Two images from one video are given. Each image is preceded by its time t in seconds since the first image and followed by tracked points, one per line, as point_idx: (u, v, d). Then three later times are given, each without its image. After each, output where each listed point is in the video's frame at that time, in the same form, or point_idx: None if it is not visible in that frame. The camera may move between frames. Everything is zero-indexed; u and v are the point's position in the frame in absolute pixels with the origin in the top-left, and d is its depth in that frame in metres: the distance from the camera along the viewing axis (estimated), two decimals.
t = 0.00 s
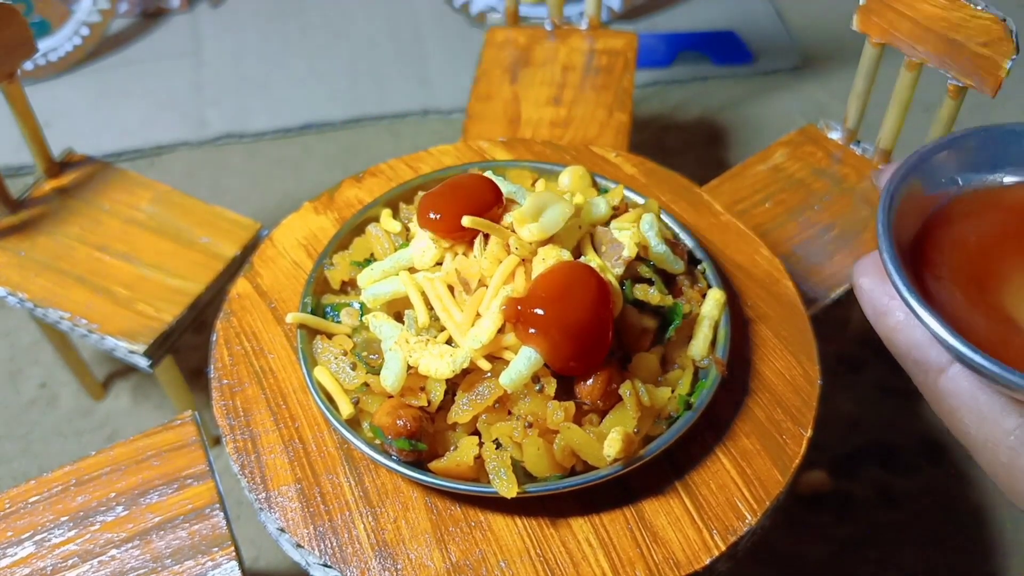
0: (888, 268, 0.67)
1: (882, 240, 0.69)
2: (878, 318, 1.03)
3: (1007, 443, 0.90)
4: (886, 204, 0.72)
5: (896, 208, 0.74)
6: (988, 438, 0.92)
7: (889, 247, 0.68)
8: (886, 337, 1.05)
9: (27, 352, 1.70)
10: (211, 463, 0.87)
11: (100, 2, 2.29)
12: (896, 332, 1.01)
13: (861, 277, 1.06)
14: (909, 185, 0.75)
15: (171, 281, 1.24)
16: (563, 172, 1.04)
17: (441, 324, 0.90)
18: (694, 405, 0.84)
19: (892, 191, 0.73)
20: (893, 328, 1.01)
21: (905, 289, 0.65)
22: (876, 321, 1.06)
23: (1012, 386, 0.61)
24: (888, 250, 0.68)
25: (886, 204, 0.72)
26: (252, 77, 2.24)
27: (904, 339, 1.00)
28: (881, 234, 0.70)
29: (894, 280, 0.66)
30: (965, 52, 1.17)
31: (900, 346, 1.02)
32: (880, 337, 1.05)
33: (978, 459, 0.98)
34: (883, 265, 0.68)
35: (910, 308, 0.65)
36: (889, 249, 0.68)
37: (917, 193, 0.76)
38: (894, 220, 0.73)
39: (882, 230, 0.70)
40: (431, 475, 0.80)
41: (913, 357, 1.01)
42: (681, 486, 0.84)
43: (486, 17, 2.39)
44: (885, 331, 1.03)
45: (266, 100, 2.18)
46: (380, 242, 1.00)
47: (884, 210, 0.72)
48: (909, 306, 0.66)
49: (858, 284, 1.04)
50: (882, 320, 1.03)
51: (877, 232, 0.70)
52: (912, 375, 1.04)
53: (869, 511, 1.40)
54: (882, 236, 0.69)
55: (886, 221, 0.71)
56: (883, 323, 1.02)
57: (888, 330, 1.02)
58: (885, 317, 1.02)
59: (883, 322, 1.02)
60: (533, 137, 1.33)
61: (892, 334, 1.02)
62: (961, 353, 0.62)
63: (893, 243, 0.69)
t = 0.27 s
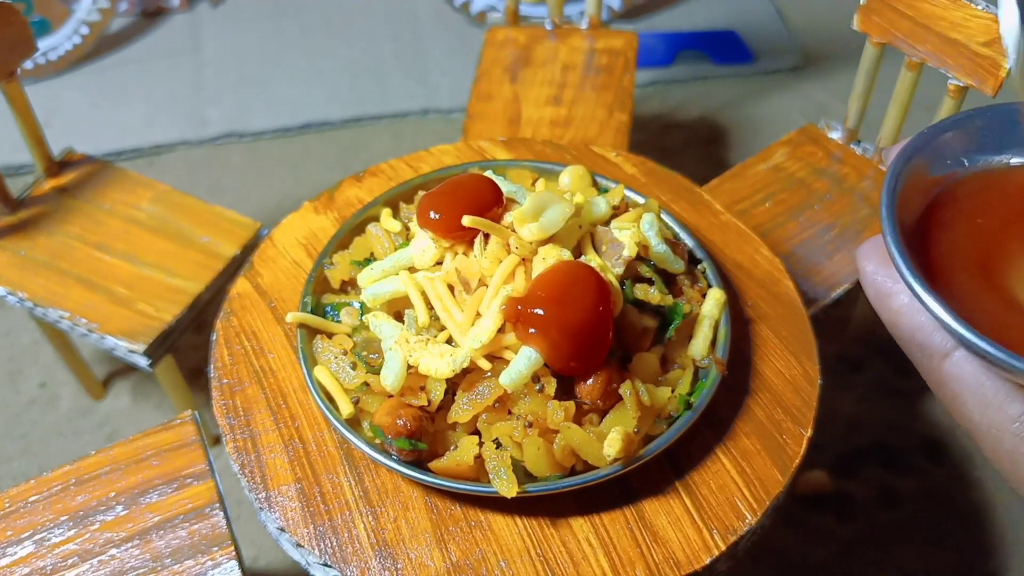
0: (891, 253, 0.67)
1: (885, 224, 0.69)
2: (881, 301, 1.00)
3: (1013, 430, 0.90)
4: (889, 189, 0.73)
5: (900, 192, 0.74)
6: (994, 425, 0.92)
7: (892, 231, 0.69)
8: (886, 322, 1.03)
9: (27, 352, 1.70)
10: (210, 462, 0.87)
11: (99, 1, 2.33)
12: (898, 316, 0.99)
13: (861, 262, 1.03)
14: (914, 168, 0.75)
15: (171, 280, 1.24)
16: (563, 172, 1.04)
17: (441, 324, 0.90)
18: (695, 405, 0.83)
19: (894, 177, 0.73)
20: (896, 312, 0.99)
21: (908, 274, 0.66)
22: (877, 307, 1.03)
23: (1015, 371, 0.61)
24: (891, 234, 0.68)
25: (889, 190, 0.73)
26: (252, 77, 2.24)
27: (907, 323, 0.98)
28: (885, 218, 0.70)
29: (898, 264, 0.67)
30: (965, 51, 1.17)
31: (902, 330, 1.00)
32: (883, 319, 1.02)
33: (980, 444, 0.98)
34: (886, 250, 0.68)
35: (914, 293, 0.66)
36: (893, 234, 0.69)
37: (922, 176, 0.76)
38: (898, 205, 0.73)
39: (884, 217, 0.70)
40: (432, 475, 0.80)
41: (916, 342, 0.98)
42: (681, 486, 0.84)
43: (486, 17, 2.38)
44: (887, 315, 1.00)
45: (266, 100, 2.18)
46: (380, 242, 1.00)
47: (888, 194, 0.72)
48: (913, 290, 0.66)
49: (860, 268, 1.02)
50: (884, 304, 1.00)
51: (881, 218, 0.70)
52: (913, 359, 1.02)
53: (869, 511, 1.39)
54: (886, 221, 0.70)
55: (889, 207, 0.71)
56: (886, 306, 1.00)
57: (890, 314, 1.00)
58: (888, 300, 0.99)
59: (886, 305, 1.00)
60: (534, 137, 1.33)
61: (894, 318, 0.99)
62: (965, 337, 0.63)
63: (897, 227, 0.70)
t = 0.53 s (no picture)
0: (896, 264, 0.68)
1: (889, 236, 0.70)
2: (886, 312, 1.00)
3: (1018, 438, 0.91)
4: (891, 199, 0.73)
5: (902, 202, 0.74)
6: (998, 434, 0.92)
7: (896, 242, 0.69)
8: (890, 332, 1.02)
9: (28, 351, 1.70)
10: (211, 461, 0.87)
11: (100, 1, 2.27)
12: (903, 326, 0.99)
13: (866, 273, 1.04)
14: (916, 178, 0.76)
15: (171, 279, 1.24)
16: (563, 171, 1.04)
17: (441, 322, 0.91)
18: (694, 403, 0.84)
19: (896, 186, 0.74)
20: (901, 322, 0.98)
21: (914, 283, 0.66)
22: (880, 318, 1.03)
23: None
24: (895, 244, 0.69)
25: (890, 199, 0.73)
26: (252, 77, 2.24)
27: (912, 333, 0.98)
28: (888, 229, 0.70)
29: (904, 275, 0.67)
30: (963, 50, 1.17)
31: (905, 340, 1.00)
32: (887, 329, 1.02)
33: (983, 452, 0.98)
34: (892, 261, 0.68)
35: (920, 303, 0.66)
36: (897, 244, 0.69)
37: (924, 185, 0.76)
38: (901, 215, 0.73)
39: (886, 226, 0.71)
40: (431, 472, 0.80)
41: (921, 352, 0.98)
42: (680, 484, 0.84)
43: (485, 17, 2.39)
44: (892, 326, 1.00)
45: (266, 100, 2.18)
46: (380, 241, 1.01)
47: (889, 204, 0.73)
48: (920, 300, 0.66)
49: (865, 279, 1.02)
50: (890, 315, 1.00)
51: (883, 227, 0.71)
52: (916, 369, 1.02)
53: (869, 509, 1.40)
54: (889, 231, 0.70)
55: (890, 217, 0.71)
56: (891, 317, 0.99)
57: (895, 324, 1.00)
58: (893, 311, 0.99)
59: (891, 316, 1.00)
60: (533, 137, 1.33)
61: (900, 328, 0.99)
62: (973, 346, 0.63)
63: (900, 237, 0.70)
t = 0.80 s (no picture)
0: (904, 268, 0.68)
1: (896, 241, 0.70)
2: (890, 317, 0.97)
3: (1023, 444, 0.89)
4: (896, 205, 0.73)
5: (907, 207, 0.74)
6: (1004, 439, 0.91)
7: (904, 246, 0.69)
8: (893, 336, 1.00)
9: (29, 351, 1.70)
10: (212, 460, 0.87)
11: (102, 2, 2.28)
12: (908, 332, 0.96)
13: (869, 277, 1.01)
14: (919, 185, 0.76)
15: (172, 279, 1.24)
16: (563, 171, 1.04)
17: (442, 322, 0.91)
18: (694, 402, 0.84)
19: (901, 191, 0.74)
20: (906, 328, 0.96)
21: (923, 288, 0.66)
22: (884, 322, 1.00)
23: None
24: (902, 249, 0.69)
25: (895, 204, 0.74)
26: (252, 78, 2.25)
27: (917, 339, 0.95)
28: (894, 234, 0.71)
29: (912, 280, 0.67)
30: (963, 51, 1.17)
31: (910, 346, 0.97)
32: (890, 333, 0.99)
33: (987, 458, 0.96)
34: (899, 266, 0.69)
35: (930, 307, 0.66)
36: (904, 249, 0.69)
37: (928, 191, 0.77)
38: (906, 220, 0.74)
39: (892, 232, 0.71)
40: (432, 472, 0.80)
41: (926, 358, 0.95)
42: (680, 484, 0.84)
43: (486, 18, 2.39)
44: (896, 331, 0.97)
45: (267, 101, 2.19)
46: (381, 241, 1.01)
47: (895, 209, 0.73)
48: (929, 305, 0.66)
49: (869, 283, 1.00)
50: (894, 319, 0.97)
51: (889, 232, 0.71)
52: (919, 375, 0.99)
53: (869, 509, 1.40)
54: (896, 237, 0.70)
55: (895, 220, 0.72)
56: (895, 322, 0.97)
57: (899, 329, 0.97)
58: (898, 316, 0.96)
59: (896, 321, 0.97)
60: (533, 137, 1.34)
61: (904, 334, 0.96)
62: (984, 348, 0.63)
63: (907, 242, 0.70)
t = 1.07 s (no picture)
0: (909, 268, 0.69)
1: (900, 240, 0.70)
2: (895, 315, 0.99)
3: None
4: (902, 203, 0.74)
5: (912, 206, 0.75)
6: (1006, 439, 0.90)
7: (908, 245, 0.70)
8: (899, 336, 1.02)
9: (29, 351, 1.70)
10: (212, 460, 0.87)
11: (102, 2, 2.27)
12: (913, 329, 0.98)
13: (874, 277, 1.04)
14: (924, 183, 0.76)
15: (173, 279, 1.24)
16: (564, 172, 1.04)
17: (442, 322, 0.91)
18: (694, 403, 0.84)
19: (906, 190, 0.75)
20: (910, 325, 0.97)
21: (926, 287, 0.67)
22: (890, 321, 1.02)
23: None
24: (907, 248, 0.70)
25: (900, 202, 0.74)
26: (252, 78, 2.25)
27: (921, 336, 0.97)
28: (899, 232, 0.71)
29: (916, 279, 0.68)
30: (964, 52, 1.17)
31: (915, 343, 0.99)
32: (896, 332, 1.01)
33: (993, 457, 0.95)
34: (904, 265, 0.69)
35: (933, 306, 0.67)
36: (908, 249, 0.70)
37: (932, 190, 0.77)
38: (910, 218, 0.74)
39: (897, 230, 0.72)
40: (432, 472, 0.80)
41: (930, 355, 0.97)
42: (681, 484, 0.84)
43: (486, 18, 2.39)
44: (901, 329, 0.99)
45: (267, 101, 2.19)
46: (381, 241, 1.01)
47: (900, 206, 0.73)
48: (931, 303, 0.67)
49: (874, 281, 1.02)
50: (899, 318, 0.99)
51: (893, 230, 0.72)
52: (926, 372, 1.00)
53: (869, 510, 1.40)
54: (901, 235, 0.71)
55: (900, 219, 0.72)
56: (900, 320, 0.99)
57: (904, 327, 0.99)
58: (902, 314, 0.98)
59: (901, 319, 0.99)
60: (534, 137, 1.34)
61: (909, 331, 0.98)
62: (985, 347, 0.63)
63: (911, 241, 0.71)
